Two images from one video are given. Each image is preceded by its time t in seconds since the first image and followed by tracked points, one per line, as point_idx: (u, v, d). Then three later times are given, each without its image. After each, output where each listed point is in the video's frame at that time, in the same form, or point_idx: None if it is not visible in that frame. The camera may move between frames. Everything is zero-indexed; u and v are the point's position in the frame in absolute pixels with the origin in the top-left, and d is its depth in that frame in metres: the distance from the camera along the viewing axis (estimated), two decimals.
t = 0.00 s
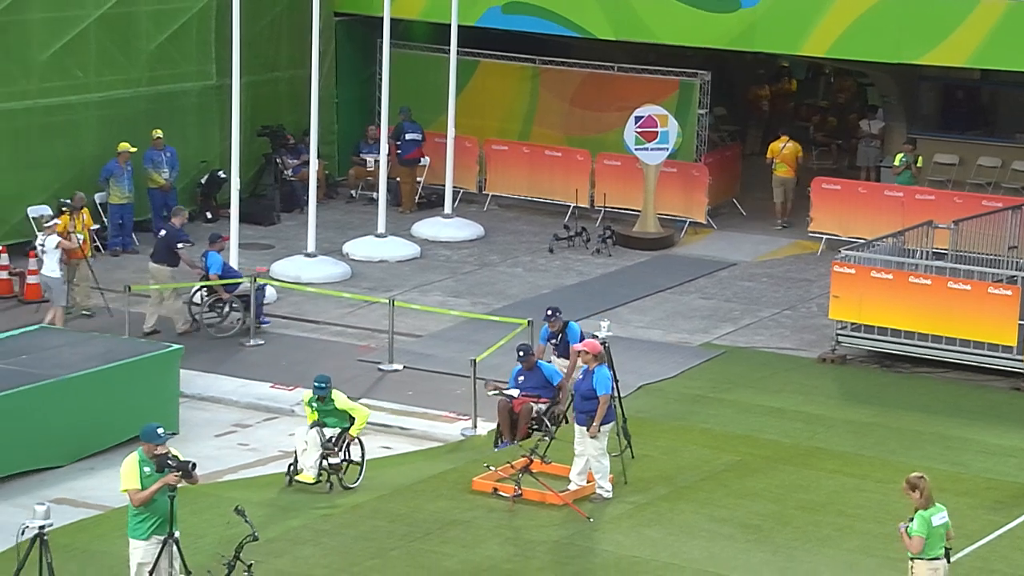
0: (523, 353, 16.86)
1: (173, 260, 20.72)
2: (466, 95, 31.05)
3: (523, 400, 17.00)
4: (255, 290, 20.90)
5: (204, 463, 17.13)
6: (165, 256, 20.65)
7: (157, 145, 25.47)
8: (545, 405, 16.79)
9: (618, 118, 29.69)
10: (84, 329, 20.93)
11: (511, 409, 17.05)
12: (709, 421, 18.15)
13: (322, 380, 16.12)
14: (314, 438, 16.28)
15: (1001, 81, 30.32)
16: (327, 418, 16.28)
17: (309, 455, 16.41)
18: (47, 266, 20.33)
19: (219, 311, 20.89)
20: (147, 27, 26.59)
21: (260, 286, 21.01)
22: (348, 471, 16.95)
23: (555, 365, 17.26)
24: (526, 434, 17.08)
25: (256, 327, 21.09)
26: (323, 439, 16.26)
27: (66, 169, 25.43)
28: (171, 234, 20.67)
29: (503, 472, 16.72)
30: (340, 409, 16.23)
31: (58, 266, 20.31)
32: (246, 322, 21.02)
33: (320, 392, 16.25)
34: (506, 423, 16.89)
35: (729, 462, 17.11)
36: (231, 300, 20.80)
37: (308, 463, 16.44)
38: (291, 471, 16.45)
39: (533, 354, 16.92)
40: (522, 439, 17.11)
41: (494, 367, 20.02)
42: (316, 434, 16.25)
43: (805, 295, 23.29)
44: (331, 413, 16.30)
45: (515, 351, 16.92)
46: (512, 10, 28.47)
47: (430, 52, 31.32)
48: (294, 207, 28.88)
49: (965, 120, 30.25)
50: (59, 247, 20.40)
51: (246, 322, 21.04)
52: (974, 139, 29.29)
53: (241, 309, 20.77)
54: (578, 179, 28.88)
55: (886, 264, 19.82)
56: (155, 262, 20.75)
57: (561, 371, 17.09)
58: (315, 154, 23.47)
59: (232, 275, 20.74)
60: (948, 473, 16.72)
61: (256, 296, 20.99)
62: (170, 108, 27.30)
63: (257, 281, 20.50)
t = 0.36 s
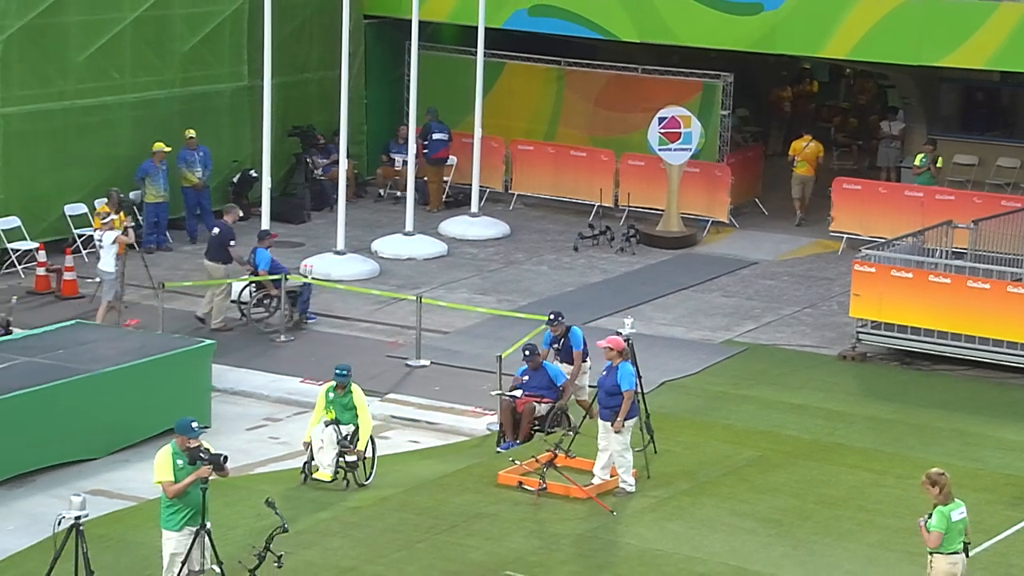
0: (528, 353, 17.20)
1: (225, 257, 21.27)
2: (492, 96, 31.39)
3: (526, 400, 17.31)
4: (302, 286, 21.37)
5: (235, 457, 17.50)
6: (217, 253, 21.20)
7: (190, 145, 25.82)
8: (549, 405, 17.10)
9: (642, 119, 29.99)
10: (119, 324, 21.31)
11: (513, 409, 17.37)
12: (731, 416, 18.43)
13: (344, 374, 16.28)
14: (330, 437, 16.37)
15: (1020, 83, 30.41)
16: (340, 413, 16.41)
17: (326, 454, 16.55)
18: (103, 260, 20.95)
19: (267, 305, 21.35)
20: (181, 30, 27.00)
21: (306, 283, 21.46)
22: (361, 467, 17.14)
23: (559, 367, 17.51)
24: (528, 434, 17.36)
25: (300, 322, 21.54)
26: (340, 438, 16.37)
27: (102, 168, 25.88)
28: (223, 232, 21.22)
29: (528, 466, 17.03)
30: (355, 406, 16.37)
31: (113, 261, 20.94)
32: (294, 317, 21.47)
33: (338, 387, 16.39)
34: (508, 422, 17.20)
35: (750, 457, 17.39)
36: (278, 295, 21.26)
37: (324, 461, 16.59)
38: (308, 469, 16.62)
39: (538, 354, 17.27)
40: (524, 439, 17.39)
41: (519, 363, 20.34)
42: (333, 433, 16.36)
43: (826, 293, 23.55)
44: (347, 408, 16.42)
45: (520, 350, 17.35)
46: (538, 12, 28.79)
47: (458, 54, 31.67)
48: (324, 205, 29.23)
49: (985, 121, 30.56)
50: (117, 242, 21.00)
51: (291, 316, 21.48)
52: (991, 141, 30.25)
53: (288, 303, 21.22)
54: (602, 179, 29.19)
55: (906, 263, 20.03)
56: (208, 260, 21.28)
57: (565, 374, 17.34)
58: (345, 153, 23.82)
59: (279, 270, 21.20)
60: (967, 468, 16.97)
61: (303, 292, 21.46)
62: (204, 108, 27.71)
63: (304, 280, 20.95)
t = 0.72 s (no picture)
0: (521, 353, 17.72)
1: (258, 254, 21.72)
2: (506, 97, 31.72)
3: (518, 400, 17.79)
4: (333, 284, 21.80)
5: (253, 450, 17.86)
6: (251, 250, 21.66)
7: (210, 145, 26.25)
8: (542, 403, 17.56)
9: (654, 119, 30.29)
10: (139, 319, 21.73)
11: (505, 408, 17.81)
12: (741, 412, 18.72)
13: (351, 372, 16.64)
14: (339, 433, 16.69)
15: None
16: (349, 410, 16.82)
17: (333, 451, 16.83)
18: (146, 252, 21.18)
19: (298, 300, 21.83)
20: (202, 31, 27.36)
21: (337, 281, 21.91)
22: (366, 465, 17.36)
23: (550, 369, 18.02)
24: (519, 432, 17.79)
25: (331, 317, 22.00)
26: (348, 434, 16.69)
27: (124, 168, 26.25)
28: (256, 229, 21.70)
29: (540, 460, 17.34)
30: (365, 403, 16.77)
31: (156, 252, 21.15)
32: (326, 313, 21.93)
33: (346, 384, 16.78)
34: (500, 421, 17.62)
35: (759, 452, 17.68)
36: (310, 292, 21.71)
37: (332, 459, 16.86)
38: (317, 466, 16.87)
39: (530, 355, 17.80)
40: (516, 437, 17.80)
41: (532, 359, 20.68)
42: (341, 430, 16.70)
43: (834, 291, 23.83)
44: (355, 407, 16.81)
45: (512, 352, 17.91)
46: (551, 15, 29.11)
47: (473, 55, 31.99)
48: (341, 204, 29.55)
49: (992, 122, 30.84)
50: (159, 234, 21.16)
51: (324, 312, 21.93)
52: (996, 141, 30.51)
53: (319, 300, 21.72)
54: (613, 179, 29.52)
55: (913, 261, 20.29)
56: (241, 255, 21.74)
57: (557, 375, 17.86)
58: (362, 153, 24.15)
59: (311, 268, 21.73)
60: (973, 463, 17.24)
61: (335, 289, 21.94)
62: (223, 109, 28.06)
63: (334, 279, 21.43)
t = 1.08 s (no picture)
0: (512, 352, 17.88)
1: (287, 249, 22.34)
2: (518, 98, 32.08)
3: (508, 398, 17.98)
4: (362, 281, 22.18)
5: (270, 444, 18.22)
6: (280, 245, 22.31)
7: (230, 144, 26.48)
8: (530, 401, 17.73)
9: (664, 119, 30.60)
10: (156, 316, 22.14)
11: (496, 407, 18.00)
12: (749, 407, 19.04)
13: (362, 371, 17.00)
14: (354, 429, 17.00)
15: None
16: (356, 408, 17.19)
17: (350, 448, 17.12)
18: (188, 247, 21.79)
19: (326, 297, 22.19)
20: (220, 33, 27.71)
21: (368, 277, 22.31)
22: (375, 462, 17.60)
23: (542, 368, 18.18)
24: (510, 430, 17.98)
25: (361, 314, 22.36)
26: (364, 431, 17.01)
27: (144, 167, 26.64)
28: (286, 225, 22.37)
29: (551, 454, 17.67)
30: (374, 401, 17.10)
31: (196, 248, 21.76)
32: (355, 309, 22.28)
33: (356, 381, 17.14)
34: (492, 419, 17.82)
35: (767, 447, 18.00)
36: (340, 288, 22.12)
37: (348, 455, 17.14)
38: (333, 463, 17.14)
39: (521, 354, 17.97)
40: (507, 435, 17.99)
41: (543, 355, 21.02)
42: (357, 427, 16.98)
43: (841, 288, 24.13)
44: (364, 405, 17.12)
45: (504, 349, 18.04)
46: (563, 17, 29.49)
47: (486, 56, 32.32)
48: (356, 203, 29.89)
49: (996, 122, 31.32)
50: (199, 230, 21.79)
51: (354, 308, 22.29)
52: (1000, 141, 30.86)
53: (348, 297, 22.09)
54: (623, 178, 29.82)
55: (919, 259, 20.57)
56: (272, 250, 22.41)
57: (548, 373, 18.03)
58: (377, 153, 24.49)
59: (340, 266, 22.12)
60: (978, 458, 17.54)
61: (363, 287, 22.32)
62: (241, 109, 28.44)
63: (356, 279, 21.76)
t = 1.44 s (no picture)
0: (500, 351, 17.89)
1: (317, 246, 22.53)
2: (528, 98, 32.45)
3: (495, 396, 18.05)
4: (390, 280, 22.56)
5: (284, 437, 18.56)
6: (311, 242, 22.48)
7: (243, 143, 27.06)
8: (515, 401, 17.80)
9: (671, 119, 30.93)
10: (171, 311, 22.48)
11: (484, 404, 18.10)
12: (754, 402, 19.34)
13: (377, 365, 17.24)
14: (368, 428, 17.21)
15: None
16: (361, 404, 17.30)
17: (363, 446, 17.34)
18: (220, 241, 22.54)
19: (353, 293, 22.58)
20: (235, 34, 28.07)
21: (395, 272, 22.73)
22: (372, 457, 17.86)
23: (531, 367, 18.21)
24: (497, 428, 18.12)
25: (387, 309, 22.72)
26: (377, 428, 17.26)
27: (160, 165, 27.00)
28: (316, 222, 22.49)
29: (559, 448, 18.00)
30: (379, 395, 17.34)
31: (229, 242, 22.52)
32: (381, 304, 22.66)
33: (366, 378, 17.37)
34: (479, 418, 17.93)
35: (771, 441, 18.30)
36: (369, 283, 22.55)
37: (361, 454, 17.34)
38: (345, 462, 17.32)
39: (510, 353, 17.99)
40: (494, 433, 18.12)
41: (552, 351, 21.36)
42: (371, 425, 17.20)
43: (845, 285, 24.42)
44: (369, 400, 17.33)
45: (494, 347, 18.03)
46: (573, 19, 30.15)
47: (497, 57, 32.66)
48: (368, 201, 30.23)
49: (999, 123, 31.68)
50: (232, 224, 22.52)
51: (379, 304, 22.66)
52: (1004, 141, 31.22)
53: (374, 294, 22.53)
54: (631, 176, 30.18)
55: (922, 257, 20.87)
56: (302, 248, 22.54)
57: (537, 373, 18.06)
58: (389, 151, 24.82)
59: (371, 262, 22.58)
60: (979, 452, 17.82)
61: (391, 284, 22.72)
62: (256, 109, 28.80)
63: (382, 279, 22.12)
